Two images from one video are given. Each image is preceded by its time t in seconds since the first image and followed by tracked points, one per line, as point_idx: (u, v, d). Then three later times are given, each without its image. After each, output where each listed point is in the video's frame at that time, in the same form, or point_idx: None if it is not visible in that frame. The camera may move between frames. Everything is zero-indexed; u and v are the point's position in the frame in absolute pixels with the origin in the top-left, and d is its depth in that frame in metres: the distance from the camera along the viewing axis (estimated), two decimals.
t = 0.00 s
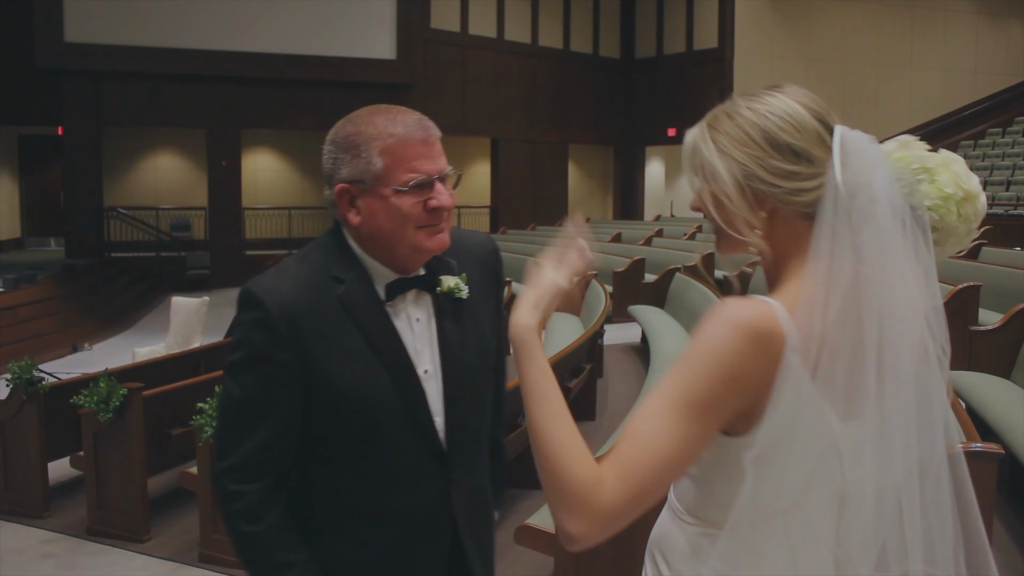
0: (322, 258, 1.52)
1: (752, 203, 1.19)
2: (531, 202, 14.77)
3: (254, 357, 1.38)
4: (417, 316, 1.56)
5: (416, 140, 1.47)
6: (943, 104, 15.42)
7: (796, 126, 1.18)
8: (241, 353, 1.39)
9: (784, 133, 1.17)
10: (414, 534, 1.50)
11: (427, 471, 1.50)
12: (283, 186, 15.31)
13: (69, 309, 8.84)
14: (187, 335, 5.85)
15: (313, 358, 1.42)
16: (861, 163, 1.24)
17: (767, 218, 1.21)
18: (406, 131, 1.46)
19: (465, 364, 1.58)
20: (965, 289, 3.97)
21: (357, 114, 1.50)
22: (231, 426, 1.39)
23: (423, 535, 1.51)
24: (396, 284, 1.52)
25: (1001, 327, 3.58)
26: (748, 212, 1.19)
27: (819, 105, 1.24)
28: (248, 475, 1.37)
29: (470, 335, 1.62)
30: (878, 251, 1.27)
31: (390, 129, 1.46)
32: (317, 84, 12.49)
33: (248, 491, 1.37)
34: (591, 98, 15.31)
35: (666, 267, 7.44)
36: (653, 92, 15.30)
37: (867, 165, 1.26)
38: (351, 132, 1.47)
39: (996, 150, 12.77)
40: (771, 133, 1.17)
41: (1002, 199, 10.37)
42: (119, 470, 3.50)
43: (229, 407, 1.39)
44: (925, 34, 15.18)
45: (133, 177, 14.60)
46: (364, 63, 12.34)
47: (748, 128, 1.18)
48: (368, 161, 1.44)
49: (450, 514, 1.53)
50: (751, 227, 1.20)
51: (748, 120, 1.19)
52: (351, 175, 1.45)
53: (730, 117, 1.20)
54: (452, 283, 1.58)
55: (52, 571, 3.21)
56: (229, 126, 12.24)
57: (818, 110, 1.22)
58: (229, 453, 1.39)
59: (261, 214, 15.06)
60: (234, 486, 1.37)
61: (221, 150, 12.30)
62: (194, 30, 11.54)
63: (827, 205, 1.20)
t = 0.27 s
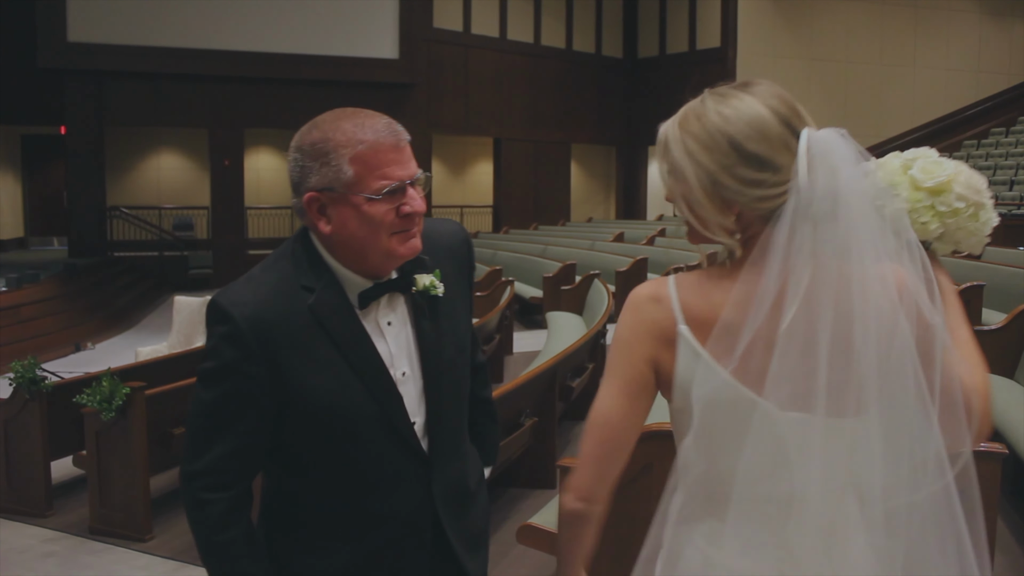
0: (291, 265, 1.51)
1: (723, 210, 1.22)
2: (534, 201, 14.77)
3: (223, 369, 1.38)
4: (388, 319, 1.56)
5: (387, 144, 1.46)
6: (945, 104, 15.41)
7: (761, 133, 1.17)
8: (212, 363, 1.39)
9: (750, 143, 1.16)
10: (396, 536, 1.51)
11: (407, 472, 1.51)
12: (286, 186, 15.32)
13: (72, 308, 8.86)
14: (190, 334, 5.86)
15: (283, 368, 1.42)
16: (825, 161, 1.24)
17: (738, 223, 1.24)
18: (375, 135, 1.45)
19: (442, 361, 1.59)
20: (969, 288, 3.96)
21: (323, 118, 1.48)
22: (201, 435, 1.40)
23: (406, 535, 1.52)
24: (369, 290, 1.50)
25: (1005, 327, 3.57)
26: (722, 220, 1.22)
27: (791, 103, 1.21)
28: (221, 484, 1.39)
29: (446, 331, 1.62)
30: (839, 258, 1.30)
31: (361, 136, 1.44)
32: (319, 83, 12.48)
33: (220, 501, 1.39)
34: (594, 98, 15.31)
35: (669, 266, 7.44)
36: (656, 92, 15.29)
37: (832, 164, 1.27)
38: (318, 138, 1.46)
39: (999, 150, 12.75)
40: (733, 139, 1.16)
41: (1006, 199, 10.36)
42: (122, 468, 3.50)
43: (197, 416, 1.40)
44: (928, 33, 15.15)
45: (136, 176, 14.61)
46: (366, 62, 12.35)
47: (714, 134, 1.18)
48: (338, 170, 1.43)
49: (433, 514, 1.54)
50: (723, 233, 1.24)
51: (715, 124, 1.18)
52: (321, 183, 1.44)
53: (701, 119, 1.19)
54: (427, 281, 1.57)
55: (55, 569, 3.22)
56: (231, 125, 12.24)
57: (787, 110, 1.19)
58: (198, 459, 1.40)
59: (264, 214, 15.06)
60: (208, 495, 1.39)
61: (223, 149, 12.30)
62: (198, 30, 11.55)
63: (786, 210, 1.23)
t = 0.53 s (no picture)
0: (280, 270, 1.51)
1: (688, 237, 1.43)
2: (536, 201, 14.77)
3: (218, 377, 1.38)
4: (378, 316, 1.57)
5: (387, 156, 1.46)
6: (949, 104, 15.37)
7: (707, 171, 1.33)
8: (205, 370, 1.39)
9: (701, 180, 1.33)
10: (397, 533, 1.52)
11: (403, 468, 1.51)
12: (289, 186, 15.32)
13: (76, 307, 8.89)
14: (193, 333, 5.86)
15: (276, 371, 1.42)
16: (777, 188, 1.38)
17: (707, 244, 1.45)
18: (374, 145, 1.45)
19: (433, 353, 1.60)
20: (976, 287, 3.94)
21: (320, 121, 1.47)
22: (201, 445, 1.40)
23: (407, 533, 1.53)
24: (359, 291, 1.52)
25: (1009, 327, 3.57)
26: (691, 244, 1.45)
27: (750, 137, 1.36)
28: (225, 492, 1.39)
29: (439, 324, 1.63)
30: (813, 263, 1.41)
31: (359, 142, 1.44)
32: (323, 82, 12.48)
33: (228, 508, 1.39)
34: (597, 97, 15.30)
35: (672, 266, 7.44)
36: (659, 91, 15.29)
37: (787, 190, 1.41)
38: (312, 143, 1.45)
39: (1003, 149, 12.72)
40: (684, 174, 1.34)
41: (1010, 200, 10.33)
42: (125, 468, 3.51)
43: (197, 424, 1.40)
44: (932, 32, 15.12)
45: (139, 176, 14.64)
46: (369, 62, 12.36)
47: (669, 174, 1.35)
48: (334, 177, 1.43)
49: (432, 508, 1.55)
50: (697, 251, 1.48)
51: (672, 160, 1.35)
52: (316, 189, 1.44)
53: (662, 157, 1.36)
54: (416, 275, 1.59)
55: (59, 568, 3.23)
56: (234, 125, 12.24)
57: (739, 144, 1.35)
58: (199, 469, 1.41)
59: (267, 214, 15.06)
60: (215, 504, 1.39)
61: (227, 148, 12.31)
62: (200, 30, 11.56)
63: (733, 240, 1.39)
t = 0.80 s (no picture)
0: (303, 263, 1.47)
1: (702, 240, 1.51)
2: (539, 200, 14.75)
3: (234, 363, 1.34)
4: (397, 317, 1.54)
5: (437, 191, 1.41)
6: (952, 104, 15.35)
7: (716, 178, 1.42)
8: (221, 357, 1.35)
9: (713, 187, 1.42)
10: (405, 535, 1.47)
11: (412, 467, 1.47)
12: (291, 185, 15.32)
13: (79, 307, 8.89)
14: (197, 333, 5.87)
15: (292, 363, 1.37)
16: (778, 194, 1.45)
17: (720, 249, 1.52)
18: (428, 178, 1.40)
19: (452, 356, 1.56)
20: (978, 287, 3.94)
21: (388, 136, 1.42)
22: (219, 428, 1.36)
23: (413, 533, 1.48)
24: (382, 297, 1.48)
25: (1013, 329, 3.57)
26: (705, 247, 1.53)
27: (756, 146, 1.45)
28: (240, 478, 1.35)
29: (457, 330, 1.60)
30: (813, 263, 1.46)
31: (410, 165, 1.39)
32: (326, 81, 12.48)
33: (240, 495, 1.34)
34: (600, 97, 15.28)
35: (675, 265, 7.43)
36: (662, 90, 15.28)
37: (789, 196, 1.47)
38: (369, 154, 1.40)
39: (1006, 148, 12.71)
40: (696, 181, 1.42)
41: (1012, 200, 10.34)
42: (129, 468, 3.51)
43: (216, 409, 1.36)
44: (936, 31, 15.09)
45: (142, 175, 14.65)
46: (372, 61, 12.37)
47: (682, 180, 1.43)
48: (380, 197, 1.38)
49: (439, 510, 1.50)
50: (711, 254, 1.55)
51: (685, 168, 1.43)
52: (362, 203, 1.39)
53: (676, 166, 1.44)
54: (438, 278, 1.57)
55: (63, 567, 3.24)
56: (237, 124, 12.24)
57: (747, 153, 1.43)
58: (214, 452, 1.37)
59: (269, 213, 15.07)
60: (229, 492, 1.35)
61: (230, 148, 12.32)
62: (203, 30, 11.57)
63: (737, 244, 1.45)
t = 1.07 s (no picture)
0: (361, 261, 1.41)
1: (726, 232, 1.44)
2: (542, 200, 14.76)
3: (274, 345, 1.30)
4: (435, 341, 1.47)
5: (510, 235, 1.31)
6: (956, 103, 15.34)
7: (749, 168, 1.35)
8: (263, 335, 1.31)
9: (743, 177, 1.35)
10: (395, 534, 1.42)
11: (417, 474, 1.41)
12: (294, 184, 15.33)
13: (83, 306, 8.91)
14: (200, 332, 5.88)
15: (329, 361, 1.32)
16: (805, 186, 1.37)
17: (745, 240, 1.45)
18: (505, 222, 1.30)
19: (482, 381, 1.49)
20: (983, 286, 3.95)
21: (471, 169, 1.32)
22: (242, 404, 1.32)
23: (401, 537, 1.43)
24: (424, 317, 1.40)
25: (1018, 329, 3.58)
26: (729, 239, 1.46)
27: (786, 140, 1.38)
28: (252, 452, 1.31)
29: (490, 365, 1.51)
30: (838, 256, 1.40)
31: (488, 200, 1.29)
32: (330, 81, 12.49)
33: (248, 474, 1.31)
34: (603, 96, 15.27)
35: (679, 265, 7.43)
36: (665, 89, 15.29)
37: (818, 185, 1.41)
38: (452, 182, 1.30)
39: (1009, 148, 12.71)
40: (728, 169, 1.35)
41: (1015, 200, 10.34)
42: (133, 466, 3.52)
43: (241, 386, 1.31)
44: (939, 30, 15.08)
45: (146, 174, 14.67)
46: (376, 61, 12.38)
47: (713, 169, 1.36)
48: (452, 229, 1.29)
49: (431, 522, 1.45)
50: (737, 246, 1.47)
51: (715, 158, 1.36)
52: (433, 229, 1.30)
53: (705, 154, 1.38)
54: (484, 313, 1.44)
55: (67, 566, 3.24)
56: (241, 124, 12.26)
57: (778, 145, 1.37)
58: (233, 426, 1.33)
59: (273, 212, 15.09)
60: (238, 467, 1.31)
61: (234, 148, 12.34)
62: (207, 30, 11.58)
63: (762, 233, 1.38)
